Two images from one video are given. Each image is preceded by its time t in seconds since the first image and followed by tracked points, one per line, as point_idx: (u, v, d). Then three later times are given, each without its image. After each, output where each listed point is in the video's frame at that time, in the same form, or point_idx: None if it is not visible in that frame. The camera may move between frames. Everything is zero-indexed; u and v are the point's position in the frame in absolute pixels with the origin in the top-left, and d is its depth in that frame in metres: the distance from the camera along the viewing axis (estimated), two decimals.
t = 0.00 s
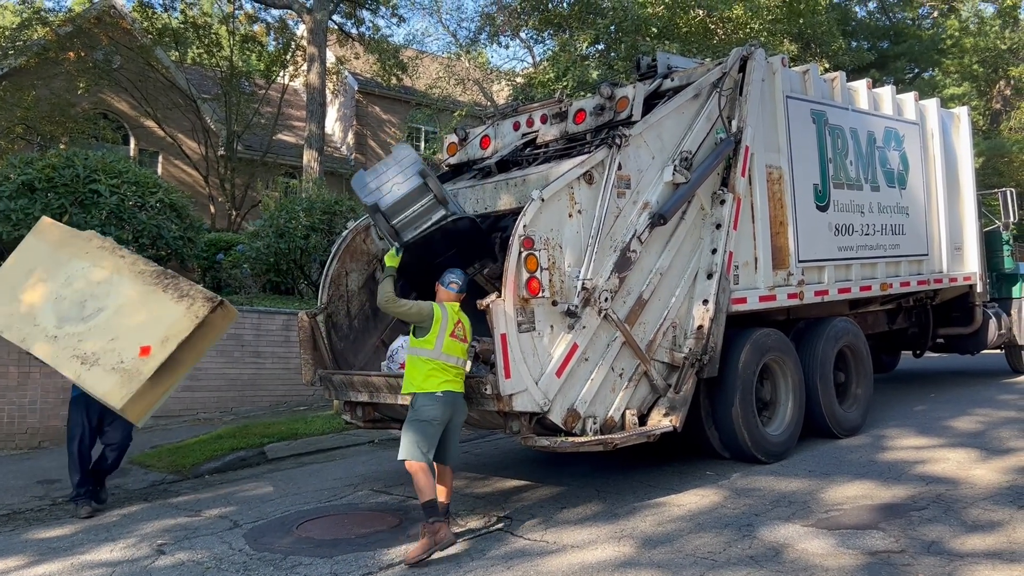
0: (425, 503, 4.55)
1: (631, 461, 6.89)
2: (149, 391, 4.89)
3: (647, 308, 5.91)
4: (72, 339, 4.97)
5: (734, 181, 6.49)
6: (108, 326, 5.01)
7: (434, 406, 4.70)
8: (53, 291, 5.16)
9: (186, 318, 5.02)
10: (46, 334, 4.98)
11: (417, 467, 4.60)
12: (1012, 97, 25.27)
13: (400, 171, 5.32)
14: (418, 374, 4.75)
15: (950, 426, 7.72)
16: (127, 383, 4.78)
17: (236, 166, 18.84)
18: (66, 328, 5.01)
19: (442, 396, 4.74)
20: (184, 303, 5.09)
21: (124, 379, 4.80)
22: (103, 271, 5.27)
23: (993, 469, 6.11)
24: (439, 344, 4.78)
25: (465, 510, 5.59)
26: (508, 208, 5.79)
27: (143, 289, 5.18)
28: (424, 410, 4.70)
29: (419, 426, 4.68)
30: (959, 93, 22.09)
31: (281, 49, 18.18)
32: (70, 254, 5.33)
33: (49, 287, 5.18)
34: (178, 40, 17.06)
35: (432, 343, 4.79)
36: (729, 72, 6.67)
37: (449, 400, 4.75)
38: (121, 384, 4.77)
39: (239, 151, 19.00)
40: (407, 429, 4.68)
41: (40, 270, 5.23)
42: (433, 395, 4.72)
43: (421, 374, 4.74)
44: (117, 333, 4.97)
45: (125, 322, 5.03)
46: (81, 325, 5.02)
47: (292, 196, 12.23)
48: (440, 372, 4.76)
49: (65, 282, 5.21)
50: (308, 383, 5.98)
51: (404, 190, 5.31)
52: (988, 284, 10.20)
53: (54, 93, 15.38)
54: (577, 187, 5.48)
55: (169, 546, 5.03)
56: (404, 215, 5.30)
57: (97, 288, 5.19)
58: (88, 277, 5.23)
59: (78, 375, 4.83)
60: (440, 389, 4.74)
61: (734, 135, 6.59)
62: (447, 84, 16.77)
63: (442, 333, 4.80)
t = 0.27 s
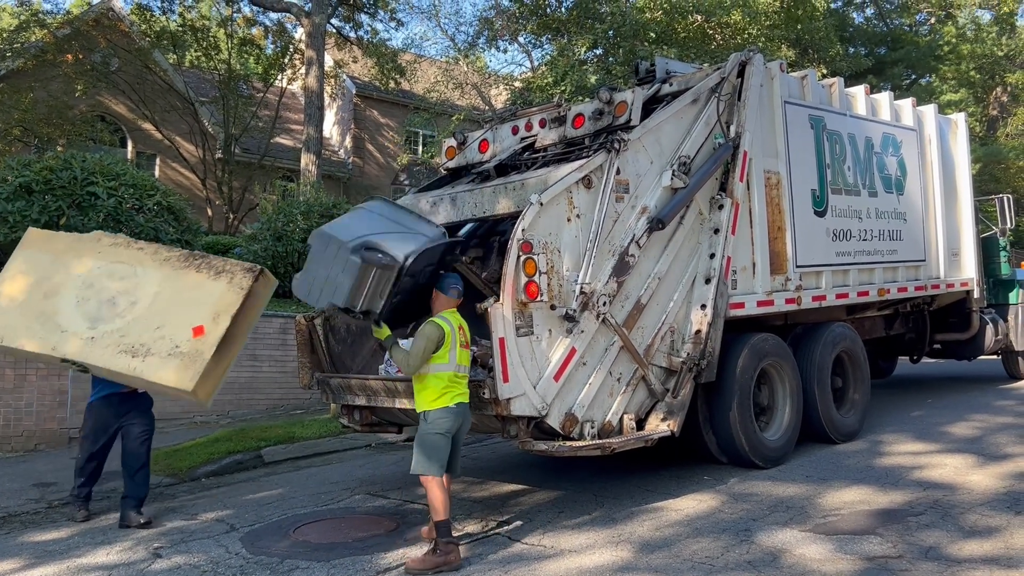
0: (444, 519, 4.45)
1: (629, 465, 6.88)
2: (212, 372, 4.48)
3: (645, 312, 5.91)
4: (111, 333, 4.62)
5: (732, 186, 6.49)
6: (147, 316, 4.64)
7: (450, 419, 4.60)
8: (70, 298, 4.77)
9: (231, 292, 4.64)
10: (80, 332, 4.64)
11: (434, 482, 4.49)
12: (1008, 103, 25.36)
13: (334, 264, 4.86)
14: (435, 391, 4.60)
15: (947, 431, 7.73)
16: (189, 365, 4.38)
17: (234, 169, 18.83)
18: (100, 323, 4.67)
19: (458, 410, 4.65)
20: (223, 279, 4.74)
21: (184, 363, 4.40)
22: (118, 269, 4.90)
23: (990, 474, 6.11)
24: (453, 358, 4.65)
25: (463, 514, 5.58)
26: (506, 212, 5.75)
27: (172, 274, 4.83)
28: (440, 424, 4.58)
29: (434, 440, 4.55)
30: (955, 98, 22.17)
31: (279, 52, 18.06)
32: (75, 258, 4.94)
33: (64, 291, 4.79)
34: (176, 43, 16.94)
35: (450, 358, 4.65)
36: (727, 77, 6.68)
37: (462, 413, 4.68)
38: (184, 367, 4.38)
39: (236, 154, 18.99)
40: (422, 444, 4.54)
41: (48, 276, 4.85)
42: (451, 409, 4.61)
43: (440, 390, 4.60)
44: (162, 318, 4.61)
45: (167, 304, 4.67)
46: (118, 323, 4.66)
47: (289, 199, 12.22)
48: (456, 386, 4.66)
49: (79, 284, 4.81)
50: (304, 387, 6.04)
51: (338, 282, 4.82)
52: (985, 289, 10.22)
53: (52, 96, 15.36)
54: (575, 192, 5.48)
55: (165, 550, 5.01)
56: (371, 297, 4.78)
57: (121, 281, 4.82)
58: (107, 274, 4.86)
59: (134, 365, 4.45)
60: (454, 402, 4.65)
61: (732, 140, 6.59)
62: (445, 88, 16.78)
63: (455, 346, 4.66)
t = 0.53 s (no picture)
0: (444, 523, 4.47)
1: (626, 469, 6.88)
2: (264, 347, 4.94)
3: (643, 315, 5.91)
4: (152, 320, 4.96)
5: (731, 189, 6.50)
6: (188, 299, 5.05)
7: (460, 423, 4.60)
8: (97, 293, 5.10)
9: (275, 271, 5.22)
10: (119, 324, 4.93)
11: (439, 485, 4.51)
12: (1005, 108, 25.46)
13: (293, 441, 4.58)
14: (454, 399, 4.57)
15: (944, 435, 7.73)
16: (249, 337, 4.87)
17: (231, 172, 18.81)
18: (135, 314, 4.98)
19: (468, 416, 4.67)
20: (264, 262, 5.28)
21: (241, 337, 4.88)
22: (143, 263, 5.25)
23: (988, 478, 6.11)
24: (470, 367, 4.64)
25: (461, 517, 5.57)
26: (504, 214, 5.67)
27: (200, 261, 5.26)
28: (451, 428, 4.58)
29: (443, 443, 4.56)
30: (953, 103, 22.19)
31: (278, 55, 18.18)
32: (96, 258, 5.26)
33: (90, 287, 5.13)
34: (174, 45, 16.95)
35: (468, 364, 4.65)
36: (725, 81, 6.70)
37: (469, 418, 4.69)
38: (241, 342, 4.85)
39: (234, 157, 18.98)
40: (431, 448, 4.54)
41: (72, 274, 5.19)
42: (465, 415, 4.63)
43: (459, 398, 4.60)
44: (202, 301, 5.02)
45: (201, 291, 5.09)
46: (161, 308, 5.02)
47: (287, 201, 12.21)
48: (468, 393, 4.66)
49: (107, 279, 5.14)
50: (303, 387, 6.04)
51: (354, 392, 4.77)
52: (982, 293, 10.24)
53: (50, 98, 15.33)
54: (574, 194, 5.48)
55: (162, 552, 5.00)
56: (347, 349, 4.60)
57: (152, 271, 5.20)
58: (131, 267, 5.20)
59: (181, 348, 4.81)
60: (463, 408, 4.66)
61: (731, 143, 6.60)
62: (443, 91, 16.77)
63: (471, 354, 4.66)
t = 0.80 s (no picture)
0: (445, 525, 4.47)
1: (625, 471, 6.88)
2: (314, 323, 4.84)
3: (642, 317, 5.91)
4: (196, 301, 4.80)
5: (729, 191, 6.50)
6: (227, 284, 4.94)
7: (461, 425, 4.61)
8: (130, 287, 4.93)
9: (316, 259, 5.33)
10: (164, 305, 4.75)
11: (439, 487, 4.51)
12: (1002, 111, 25.51)
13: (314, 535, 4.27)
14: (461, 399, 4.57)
15: (942, 437, 7.74)
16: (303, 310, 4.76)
17: (229, 174, 18.79)
18: (178, 298, 4.84)
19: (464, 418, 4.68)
20: (305, 252, 5.36)
21: (293, 311, 4.74)
22: (174, 258, 5.14)
23: (986, 480, 6.12)
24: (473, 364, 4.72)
25: (460, 519, 5.56)
26: (503, 216, 5.67)
27: (238, 253, 5.21)
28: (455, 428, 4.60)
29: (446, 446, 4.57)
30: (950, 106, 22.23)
31: (275, 57, 18.18)
32: (124, 256, 5.18)
33: (122, 281, 4.98)
34: (172, 47, 16.96)
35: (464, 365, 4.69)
36: (723, 83, 6.70)
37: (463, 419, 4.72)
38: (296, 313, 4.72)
39: (232, 159, 18.96)
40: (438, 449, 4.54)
41: (99, 275, 5.03)
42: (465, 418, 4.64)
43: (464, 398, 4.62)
44: (248, 283, 4.89)
45: (243, 277, 5.00)
46: (200, 291, 4.87)
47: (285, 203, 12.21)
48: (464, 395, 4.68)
49: (140, 272, 5.03)
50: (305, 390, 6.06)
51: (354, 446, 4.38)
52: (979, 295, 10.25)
53: (47, 99, 15.30)
54: (572, 196, 5.48)
55: (160, 555, 4.99)
56: (301, 429, 4.24)
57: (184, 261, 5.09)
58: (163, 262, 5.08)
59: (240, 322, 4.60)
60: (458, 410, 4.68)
61: (728, 145, 6.60)
62: (441, 93, 16.78)
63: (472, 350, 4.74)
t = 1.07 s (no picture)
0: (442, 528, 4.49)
1: (623, 471, 6.87)
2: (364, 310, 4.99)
3: (640, 318, 5.90)
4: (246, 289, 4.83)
5: (727, 192, 6.51)
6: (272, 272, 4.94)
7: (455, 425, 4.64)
8: (170, 273, 4.80)
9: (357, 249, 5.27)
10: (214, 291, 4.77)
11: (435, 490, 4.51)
12: (999, 111, 25.52)
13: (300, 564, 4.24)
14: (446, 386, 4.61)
15: (940, 437, 7.74)
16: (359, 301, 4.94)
17: (226, 175, 18.77)
18: (225, 284, 4.83)
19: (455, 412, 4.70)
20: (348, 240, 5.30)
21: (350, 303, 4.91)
22: (216, 244, 4.96)
23: (984, 480, 6.12)
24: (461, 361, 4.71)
25: (458, 520, 5.55)
26: (501, 217, 5.67)
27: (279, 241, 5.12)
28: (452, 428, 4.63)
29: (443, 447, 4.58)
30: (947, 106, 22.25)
31: (273, 58, 18.26)
32: (157, 247, 4.89)
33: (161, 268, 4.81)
34: (169, 48, 17.00)
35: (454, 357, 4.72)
36: (721, 83, 6.70)
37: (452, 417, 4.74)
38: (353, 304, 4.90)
39: (229, 160, 18.94)
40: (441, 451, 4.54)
41: (135, 262, 4.82)
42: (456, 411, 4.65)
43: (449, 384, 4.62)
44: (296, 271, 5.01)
45: (285, 263, 5.05)
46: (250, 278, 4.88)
47: (283, 204, 12.21)
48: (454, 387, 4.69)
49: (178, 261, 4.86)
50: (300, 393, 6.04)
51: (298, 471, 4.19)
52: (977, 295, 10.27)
53: (44, 100, 15.24)
54: (571, 197, 5.48)
55: (158, 556, 4.98)
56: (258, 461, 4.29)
57: (224, 249, 4.96)
58: (204, 249, 4.91)
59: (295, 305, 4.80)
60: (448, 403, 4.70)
61: (727, 146, 6.60)
62: (439, 94, 16.77)
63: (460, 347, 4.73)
